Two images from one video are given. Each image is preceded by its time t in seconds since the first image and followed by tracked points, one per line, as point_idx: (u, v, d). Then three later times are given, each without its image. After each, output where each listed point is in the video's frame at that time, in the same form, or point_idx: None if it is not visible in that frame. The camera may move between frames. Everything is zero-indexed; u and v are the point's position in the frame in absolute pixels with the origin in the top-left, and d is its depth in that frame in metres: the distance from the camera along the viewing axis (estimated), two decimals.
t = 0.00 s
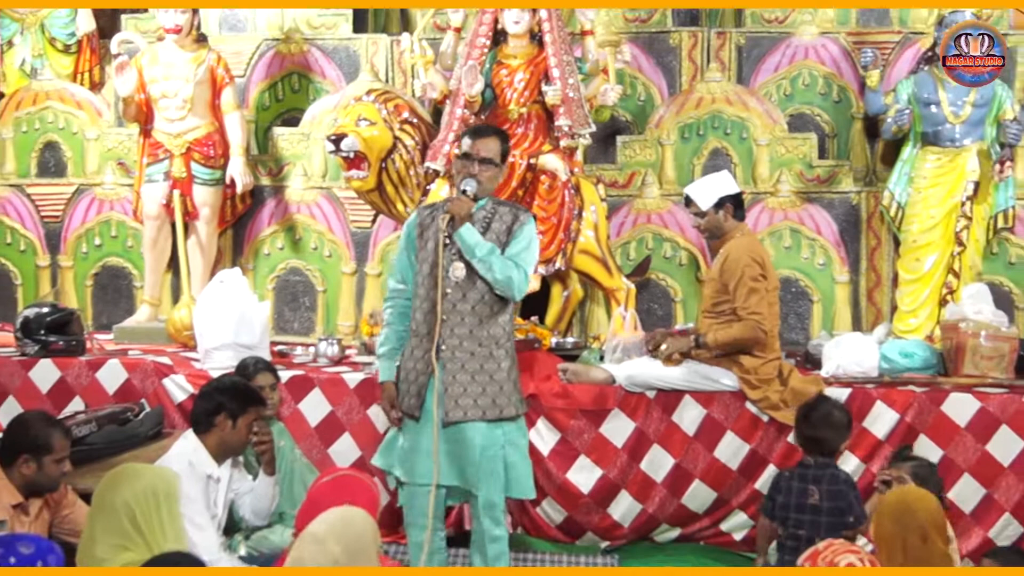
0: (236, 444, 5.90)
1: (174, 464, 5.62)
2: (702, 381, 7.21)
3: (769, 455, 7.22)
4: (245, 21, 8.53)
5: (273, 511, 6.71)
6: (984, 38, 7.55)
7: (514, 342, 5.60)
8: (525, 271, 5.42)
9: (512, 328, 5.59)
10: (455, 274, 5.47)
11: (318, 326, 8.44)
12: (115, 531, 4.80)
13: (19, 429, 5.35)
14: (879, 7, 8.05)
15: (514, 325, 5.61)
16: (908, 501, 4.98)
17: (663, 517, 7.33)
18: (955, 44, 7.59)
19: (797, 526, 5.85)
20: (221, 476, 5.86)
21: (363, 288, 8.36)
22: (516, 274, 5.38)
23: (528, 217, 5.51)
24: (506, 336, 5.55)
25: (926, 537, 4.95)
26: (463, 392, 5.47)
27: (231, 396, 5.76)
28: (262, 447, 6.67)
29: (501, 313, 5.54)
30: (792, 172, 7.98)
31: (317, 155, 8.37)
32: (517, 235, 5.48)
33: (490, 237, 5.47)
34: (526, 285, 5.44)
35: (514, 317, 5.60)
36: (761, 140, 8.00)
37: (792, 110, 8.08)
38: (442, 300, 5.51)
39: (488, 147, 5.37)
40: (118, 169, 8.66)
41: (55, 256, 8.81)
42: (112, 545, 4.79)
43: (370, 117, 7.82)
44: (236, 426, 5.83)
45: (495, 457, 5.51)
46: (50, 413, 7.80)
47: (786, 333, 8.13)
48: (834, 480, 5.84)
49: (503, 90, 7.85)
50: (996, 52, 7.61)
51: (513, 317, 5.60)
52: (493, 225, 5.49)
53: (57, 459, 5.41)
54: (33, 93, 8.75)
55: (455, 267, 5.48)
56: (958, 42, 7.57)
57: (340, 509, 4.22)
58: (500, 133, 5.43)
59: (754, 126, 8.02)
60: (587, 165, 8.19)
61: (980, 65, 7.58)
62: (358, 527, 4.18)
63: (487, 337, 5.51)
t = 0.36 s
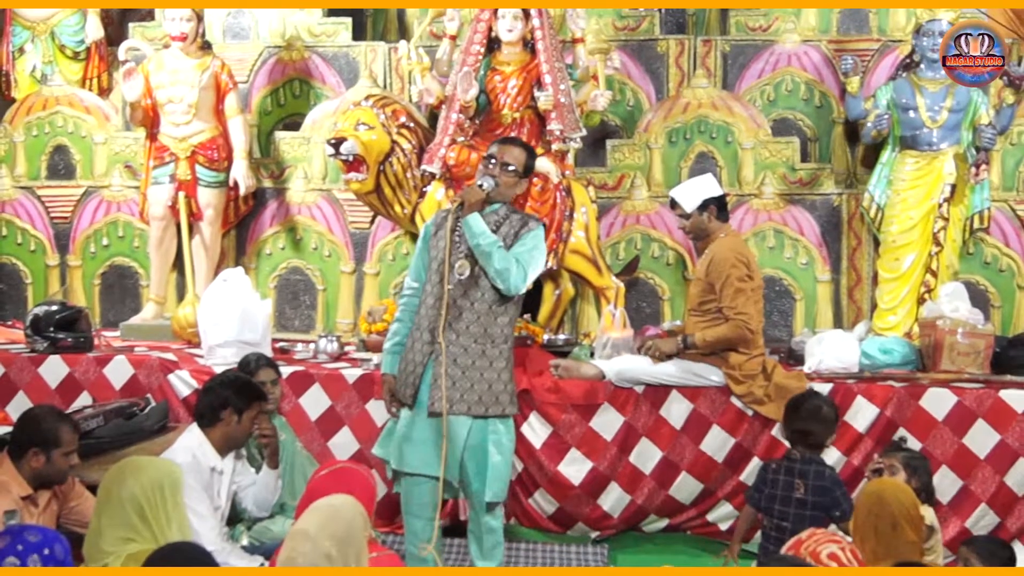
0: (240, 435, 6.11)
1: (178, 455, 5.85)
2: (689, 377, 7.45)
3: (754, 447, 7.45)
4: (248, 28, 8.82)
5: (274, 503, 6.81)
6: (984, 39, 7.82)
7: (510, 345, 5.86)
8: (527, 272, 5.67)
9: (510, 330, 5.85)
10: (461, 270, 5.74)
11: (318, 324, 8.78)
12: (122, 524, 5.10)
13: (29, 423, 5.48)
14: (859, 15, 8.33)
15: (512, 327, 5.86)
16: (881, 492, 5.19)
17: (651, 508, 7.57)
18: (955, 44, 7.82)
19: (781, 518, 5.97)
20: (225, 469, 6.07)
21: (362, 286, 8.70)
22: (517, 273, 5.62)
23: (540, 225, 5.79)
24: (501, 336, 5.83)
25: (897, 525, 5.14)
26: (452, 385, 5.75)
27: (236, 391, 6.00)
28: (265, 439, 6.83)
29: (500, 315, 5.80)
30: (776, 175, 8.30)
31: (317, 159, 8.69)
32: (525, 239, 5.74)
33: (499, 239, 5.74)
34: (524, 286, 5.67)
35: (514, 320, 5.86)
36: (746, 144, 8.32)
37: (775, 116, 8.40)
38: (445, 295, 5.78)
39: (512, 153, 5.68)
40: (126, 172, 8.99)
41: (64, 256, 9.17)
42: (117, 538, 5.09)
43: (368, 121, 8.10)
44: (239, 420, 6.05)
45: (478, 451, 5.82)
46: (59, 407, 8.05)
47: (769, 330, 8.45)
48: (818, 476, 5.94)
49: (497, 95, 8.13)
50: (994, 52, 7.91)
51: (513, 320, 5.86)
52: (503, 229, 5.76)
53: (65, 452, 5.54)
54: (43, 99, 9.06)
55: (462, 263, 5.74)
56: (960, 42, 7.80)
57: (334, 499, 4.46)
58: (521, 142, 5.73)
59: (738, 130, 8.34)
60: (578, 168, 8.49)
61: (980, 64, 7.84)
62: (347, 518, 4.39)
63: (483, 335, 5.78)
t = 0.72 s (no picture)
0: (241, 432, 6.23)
1: (179, 452, 6.03)
2: (680, 372, 7.58)
3: (745, 443, 7.59)
4: (247, 31, 8.96)
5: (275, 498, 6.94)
6: (983, 40, 8.09)
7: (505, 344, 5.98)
8: (520, 272, 5.77)
9: (507, 330, 5.97)
10: (461, 266, 5.90)
11: (317, 321, 8.93)
12: (124, 518, 5.24)
13: (32, 420, 5.63)
14: (848, 18, 8.47)
15: (510, 328, 5.98)
16: (860, 485, 5.40)
17: (644, 502, 7.72)
18: (954, 46, 8.06)
19: (766, 509, 6.24)
20: (225, 464, 6.20)
21: (359, 285, 8.86)
22: (509, 272, 5.74)
23: (542, 226, 5.89)
24: (497, 336, 5.95)
25: (877, 513, 5.33)
26: (443, 379, 5.92)
27: (239, 390, 6.11)
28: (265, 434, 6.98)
29: (496, 314, 5.93)
30: (766, 175, 8.47)
31: (316, 159, 8.84)
32: (523, 240, 5.85)
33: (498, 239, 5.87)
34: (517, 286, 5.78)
35: (514, 320, 5.98)
36: (737, 145, 8.49)
37: (766, 118, 8.54)
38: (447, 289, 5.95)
39: (519, 157, 5.87)
40: (127, 172, 9.13)
41: (67, 255, 9.32)
42: (120, 532, 5.23)
43: (365, 122, 8.24)
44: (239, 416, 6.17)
45: (469, 447, 5.96)
46: (62, 403, 8.18)
47: (760, 327, 8.61)
48: (799, 465, 6.25)
49: (492, 97, 8.26)
50: (993, 53, 8.16)
51: (512, 321, 5.98)
52: (504, 228, 5.89)
53: (67, 447, 5.69)
54: (46, 100, 9.20)
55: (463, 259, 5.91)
56: (957, 43, 8.06)
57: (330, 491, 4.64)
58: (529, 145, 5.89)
59: (729, 131, 8.50)
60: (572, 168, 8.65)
61: (979, 66, 8.12)
62: (344, 508, 4.58)
63: (477, 332, 5.92)
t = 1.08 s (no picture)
0: (242, 430, 6.29)
1: (181, 451, 6.07)
2: (679, 372, 7.63)
3: (742, 443, 7.63)
4: (249, 33, 9.03)
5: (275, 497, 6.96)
6: (983, 39, 8.17)
7: (499, 349, 5.99)
8: (502, 278, 5.79)
9: (499, 334, 5.98)
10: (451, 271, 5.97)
11: (317, 321, 9.01)
12: (127, 517, 5.30)
13: (34, 419, 5.68)
14: (845, 20, 8.53)
15: (504, 332, 5.98)
16: (860, 483, 5.44)
17: (643, 501, 7.77)
18: (955, 45, 8.18)
19: (762, 505, 6.31)
20: (227, 463, 6.25)
21: (360, 285, 8.93)
22: (488, 278, 5.76)
23: (534, 229, 5.91)
24: (489, 340, 5.97)
25: (876, 512, 5.36)
26: (434, 382, 5.98)
27: (237, 390, 6.16)
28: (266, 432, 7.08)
29: (487, 318, 5.96)
30: (764, 176, 8.53)
31: (316, 161, 8.91)
32: (509, 245, 5.87)
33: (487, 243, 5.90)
34: (499, 293, 5.79)
35: (507, 325, 5.98)
36: (734, 146, 8.56)
37: (764, 119, 8.61)
38: (441, 294, 6.02)
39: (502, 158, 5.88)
40: (129, 173, 9.20)
41: (70, 255, 9.38)
42: (123, 530, 5.29)
43: (365, 124, 8.29)
44: (240, 414, 6.23)
45: (462, 447, 6.02)
46: (65, 403, 8.23)
47: (757, 327, 8.68)
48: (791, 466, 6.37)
49: (492, 99, 8.32)
50: (994, 52, 8.25)
51: (505, 325, 5.98)
52: (493, 233, 5.92)
53: (70, 446, 5.72)
54: (49, 102, 9.26)
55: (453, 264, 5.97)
56: (959, 41, 8.15)
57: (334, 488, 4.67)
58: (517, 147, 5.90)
59: (727, 133, 8.58)
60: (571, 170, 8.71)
61: (980, 64, 8.23)
62: (347, 505, 4.62)
63: (466, 337, 5.96)
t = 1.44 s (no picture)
0: (246, 427, 6.34)
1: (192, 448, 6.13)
2: (678, 371, 7.67)
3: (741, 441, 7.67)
4: (251, 35, 9.10)
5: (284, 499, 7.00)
6: (983, 39, 8.27)
7: (490, 346, 6.03)
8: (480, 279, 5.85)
9: (490, 332, 6.02)
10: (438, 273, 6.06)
11: (319, 321, 9.07)
12: (130, 513, 5.35)
13: (42, 420, 5.74)
14: (843, 22, 8.62)
15: (494, 329, 6.02)
16: (857, 485, 5.55)
17: (642, 500, 7.80)
18: (955, 45, 8.24)
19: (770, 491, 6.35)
20: (238, 463, 6.30)
21: (361, 285, 8.99)
22: (466, 279, 5.82)
23: (512, 225, 5.94)
24: (479, 338, 6.01)
25: (870, 514, 5.43)
26: (429, 383, 6.06)
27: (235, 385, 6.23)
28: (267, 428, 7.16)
29: (476, 317, 6.01)
30: (762, 177, 8.60)
31: (318, 162, 8.97)
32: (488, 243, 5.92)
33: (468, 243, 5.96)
34: (480, 293, 5.85)
35: (498, 322, 6.02)
36: (733, 147, 8.62)
37: (762, 121, 8.68)
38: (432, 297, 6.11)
39: (470, 158, 5.96)
40: (132, 174, 9.26)
41: (73, 255, 9.44)
42: (126, 527, 5.33)
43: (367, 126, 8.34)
44: (243, 410, 6.29)
45: (457, 444, 6.07)
46: (68, 402, 8.28)
47: (756, 327, 8.74)
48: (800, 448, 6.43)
49: (492, 100, 8.38)
50: (995, 51, 8.33)
51: (496, 322, 6.02)
52: (473, 232, 5.98)
53: (77, 449, 5.80)
54: (52, 103, 9.32)
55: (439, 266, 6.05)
56: (959, 41, 8.24)
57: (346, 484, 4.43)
58: (487, 145, 5.96)
59: (726, 134, 8.64)
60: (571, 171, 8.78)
61: (980, 64, 8.32)
62: (365, 502, 4.40)
63: (457, 337, 6.02)
